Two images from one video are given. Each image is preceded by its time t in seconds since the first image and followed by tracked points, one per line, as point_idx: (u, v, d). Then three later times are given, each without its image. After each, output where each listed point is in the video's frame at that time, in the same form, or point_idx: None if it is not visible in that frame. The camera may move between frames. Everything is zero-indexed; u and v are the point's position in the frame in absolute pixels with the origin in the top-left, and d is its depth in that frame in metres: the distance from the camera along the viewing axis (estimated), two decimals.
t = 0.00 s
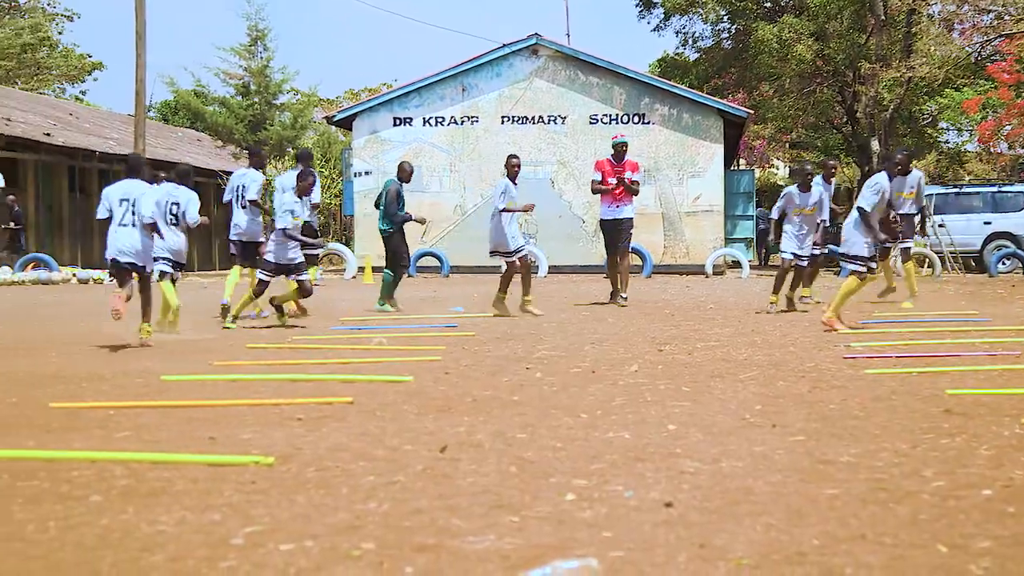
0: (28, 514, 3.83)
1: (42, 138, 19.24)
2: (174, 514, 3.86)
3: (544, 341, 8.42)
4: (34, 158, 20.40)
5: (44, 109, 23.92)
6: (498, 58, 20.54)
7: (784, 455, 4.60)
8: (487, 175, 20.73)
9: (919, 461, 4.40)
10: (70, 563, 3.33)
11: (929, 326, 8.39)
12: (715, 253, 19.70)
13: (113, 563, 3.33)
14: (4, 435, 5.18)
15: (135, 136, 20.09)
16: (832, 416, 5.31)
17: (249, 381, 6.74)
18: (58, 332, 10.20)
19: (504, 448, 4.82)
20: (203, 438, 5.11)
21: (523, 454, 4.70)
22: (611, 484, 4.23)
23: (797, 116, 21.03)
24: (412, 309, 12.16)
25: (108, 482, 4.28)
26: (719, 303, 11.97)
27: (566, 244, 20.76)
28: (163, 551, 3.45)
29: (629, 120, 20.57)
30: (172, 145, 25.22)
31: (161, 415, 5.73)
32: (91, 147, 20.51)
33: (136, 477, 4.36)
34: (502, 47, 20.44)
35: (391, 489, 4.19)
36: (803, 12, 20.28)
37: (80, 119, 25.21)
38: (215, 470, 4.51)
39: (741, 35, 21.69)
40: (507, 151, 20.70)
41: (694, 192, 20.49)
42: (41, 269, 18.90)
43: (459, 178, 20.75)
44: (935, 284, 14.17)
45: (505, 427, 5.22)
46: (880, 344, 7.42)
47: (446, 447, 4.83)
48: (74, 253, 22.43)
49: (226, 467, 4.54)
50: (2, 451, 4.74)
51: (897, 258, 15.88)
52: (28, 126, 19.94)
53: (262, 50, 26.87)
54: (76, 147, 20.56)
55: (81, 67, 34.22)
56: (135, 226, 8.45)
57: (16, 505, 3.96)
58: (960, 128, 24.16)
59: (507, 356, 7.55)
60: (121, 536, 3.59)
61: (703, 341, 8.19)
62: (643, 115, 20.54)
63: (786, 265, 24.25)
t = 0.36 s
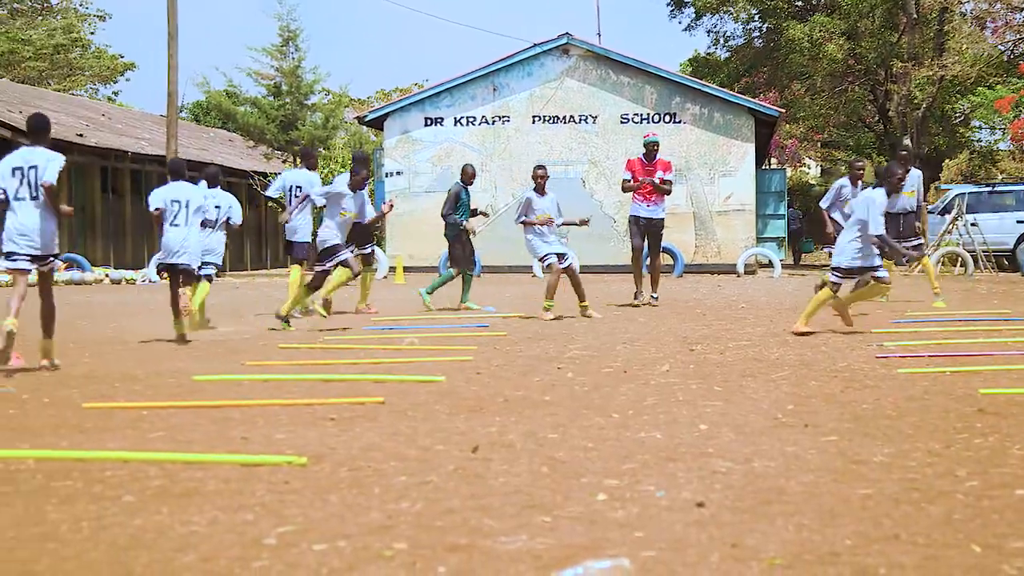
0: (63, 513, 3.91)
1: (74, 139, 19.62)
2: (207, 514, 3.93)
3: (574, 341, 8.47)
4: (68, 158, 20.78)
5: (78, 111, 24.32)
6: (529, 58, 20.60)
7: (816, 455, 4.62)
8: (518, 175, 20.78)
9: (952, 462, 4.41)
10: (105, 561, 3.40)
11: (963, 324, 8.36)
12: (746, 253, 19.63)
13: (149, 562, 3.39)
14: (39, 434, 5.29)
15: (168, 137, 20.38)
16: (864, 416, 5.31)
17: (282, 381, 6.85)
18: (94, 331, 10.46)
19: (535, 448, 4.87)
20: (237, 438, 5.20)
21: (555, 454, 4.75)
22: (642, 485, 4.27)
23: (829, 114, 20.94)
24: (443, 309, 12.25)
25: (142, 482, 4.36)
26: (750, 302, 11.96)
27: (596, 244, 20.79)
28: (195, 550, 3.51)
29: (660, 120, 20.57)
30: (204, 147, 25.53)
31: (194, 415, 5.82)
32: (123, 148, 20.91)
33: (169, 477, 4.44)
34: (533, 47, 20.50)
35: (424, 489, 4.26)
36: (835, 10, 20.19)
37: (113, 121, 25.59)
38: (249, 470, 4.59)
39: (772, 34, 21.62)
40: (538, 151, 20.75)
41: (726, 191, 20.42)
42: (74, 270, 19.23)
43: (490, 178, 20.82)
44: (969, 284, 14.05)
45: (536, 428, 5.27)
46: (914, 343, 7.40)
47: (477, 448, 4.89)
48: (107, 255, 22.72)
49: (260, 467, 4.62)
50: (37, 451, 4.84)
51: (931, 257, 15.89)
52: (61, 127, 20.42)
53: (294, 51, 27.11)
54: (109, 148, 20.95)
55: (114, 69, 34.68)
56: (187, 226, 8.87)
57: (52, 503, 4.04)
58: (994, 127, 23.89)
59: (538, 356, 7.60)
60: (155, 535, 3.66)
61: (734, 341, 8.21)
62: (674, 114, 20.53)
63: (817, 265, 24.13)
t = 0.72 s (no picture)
0: (91, 513, 3.99)
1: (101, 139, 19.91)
2: (234, 513, 4.00)
3: (600, 341, 8.53)
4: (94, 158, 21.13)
5: (106, 112, 24.63)
6: (556, 58, 20.63)
7: (843, 455, 4.64)
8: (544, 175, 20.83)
9: (979, 463, 4.43)
10: (135, 561, 3.46)
11: (992, 324, 8.34)
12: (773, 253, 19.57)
13: (178, 561, 3.46)
14: (69, 434, 5.39)
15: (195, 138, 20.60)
16: (891, 416, 5.33)
17: (308, 381, 6.94)
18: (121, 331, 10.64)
19: (561, 448, 4.93)
20: (265, 438, 5.29)
21: (581, 454, 4.81)
22: (669, 485, 4.31)
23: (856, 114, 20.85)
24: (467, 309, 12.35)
25: (171, 482, 4.45)
26: (777, 301, 11.96)
27: (623, 244, 20.80)
28: (223, 550, 3.57)
29: (686, 120, 20.56)
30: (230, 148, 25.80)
31: (222, 415, 5.92)
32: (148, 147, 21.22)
33: (196, 477, 4.53)
34: (560, 47, 20.54)
35: (451, 489, 4.33)
36: (862, 10, 20.10)
37: (140, 121, 25.88)
38: (276, 470, 4.68)
39: (798, 33, 21.53)
40: (564, 151, 20.79)
41: (752, 191, 20.38)
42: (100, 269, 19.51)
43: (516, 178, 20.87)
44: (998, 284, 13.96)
45: (563, 428, 5.32)
46: (942, 343, 7.40)
47: (503, 448, 4.95)
48: (134, 255, 23.02)
49: (288, 467, 4.71)
50: (65, 451, 4.93)
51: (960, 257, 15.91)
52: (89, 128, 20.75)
53: (320, 51, 27.29)
54: (136, 149, 21.21)
55: (140, 70, 35.03)
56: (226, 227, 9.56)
57: (80, 503, 4.12)
58: None
59: (565, 356, 7.66)
60: (182, 535, 3.73)
61: (761, 341, 8.23)
62: (701, 114, 20.52)
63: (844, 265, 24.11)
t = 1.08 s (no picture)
0: (120, 513, 4.08)
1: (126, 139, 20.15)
2: (261, 513, 4.09)
3: (626, 341, 8.56)
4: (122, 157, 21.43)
5: (133, 112, 24.94)
6: (581, 59, 20.66)
7: (870, 455, 4.67)
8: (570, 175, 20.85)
9: (1007, 464, 4.45)
10: (163, 560, 3.55)
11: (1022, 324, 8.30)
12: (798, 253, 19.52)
13: (205, 561, 3.53)
14: (97, 434, 5.50)
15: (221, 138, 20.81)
16: (919, 415, 5.34)
17: (333, 381, 7.03)
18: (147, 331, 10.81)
19: (586, 448, 4.98)
20: (291, 438, 5.38)
21: (607, 454, 4.85)
22: (694, 486, 4.34)
23: (883, 114, 20.72)
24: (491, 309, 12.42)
25: (198, 482, 4.55)
26: (806, 302, 11.92)
27: (648, 244, 20.81)
28: (249, 550, 3.65)
29: (712, 120, 20.55)
30: (256, 149, 26.12)
31: (247, 415, 6.02)
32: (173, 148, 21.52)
33: (222, 477, 4.63)
34: (585, 47, 20.57)
35: (476, 489, 4.39)
36: (889, 9, 19.97)
37: (166, 122, 26.17)
38: (302, 470, 4.77)
39: (824, 32, 21.42)
40: (589, 151, 20.81)
41: (778, 191, 20.33)
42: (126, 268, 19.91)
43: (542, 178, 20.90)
44: None
45: (588, 428, 5.38)
46: (970, 343, 7.39)
47: (528, 447, 5.02)
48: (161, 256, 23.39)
49: (314, 466, 4.80)
50: (93, 451, 5.04)
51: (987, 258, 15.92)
52: (115, 129, 21.06)
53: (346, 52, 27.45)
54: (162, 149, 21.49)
55: (166, 71, 35.40)
56: (270, 227, 10.18)
57: (107, 503, 4.22)
58: None
59: (591, 356, 7.70)
60: (209, 535, 3.81)
61: (787, 341, 8.25)
62: (727, 114, 20.49)
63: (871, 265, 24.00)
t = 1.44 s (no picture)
0: (150, 513, 4.18)
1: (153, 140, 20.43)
2: (289, 513, 4.17)
3: (654, 341, 8.61)
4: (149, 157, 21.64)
5: (161, 113, 25.24)
6: (608, 59, 20.68)
7: (898, 455, 4.69)
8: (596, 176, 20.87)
9: None
10: (194, 560, 3.64)
11: None
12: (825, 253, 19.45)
13: (234, 561, 3.62)
14: (126, 434, 5.62)
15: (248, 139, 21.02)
16: (949, 415, 5.35)
17: (360, 382, 7.14)
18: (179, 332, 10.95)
19: (613, 448, 5.04)
20: (318, 439, 5.48)
21: (634, 455, 4.91)
22: (721, 486, 4.39)
23: (911, 115, 20.61)
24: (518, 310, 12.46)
25: (226, 482, 4.65)
26: (834, 302, 11.90)
27: (676, 245, 20.80)
28: (278, 550, 3.73)
29: (739, 120, 20.51)
30: (282, 150, 26.39)
31: (275, 415, 6.12)
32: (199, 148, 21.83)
33: (251, 477, 4.73)
34: (612, 47, 20.59)
35: (503, 489, 4.46)
36: (916, 9, 19.85)
37: (194, 123, 26.47)
38: (329, 470, 4.86)
39: (851, 32, 21.33)
40: (616, 152, 20.82)
41: (806, 191, 20.25)
42: (155, 270, 20.20)
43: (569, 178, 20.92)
44: None
45: (616, 428, 5.43)
46: (1000, 343, 7.38)
47: (555, 448, 5.08)
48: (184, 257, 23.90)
49: (342, 467, 4.88)
50: (121, 451, 5.15)
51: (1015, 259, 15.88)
52: (142, 130, 21.36)
53: (373, 53, 27.65)
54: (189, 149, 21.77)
55: (193, 72, 35.80)
56: (310, 225, 10.93)
57: (136, 503, 4.33)
58: None
59: (618, 356, 7.75)
60: (239, 535, 3.90)
61: (816, 341, 8.26)
62: (754, 114, 20.44)
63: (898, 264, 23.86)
